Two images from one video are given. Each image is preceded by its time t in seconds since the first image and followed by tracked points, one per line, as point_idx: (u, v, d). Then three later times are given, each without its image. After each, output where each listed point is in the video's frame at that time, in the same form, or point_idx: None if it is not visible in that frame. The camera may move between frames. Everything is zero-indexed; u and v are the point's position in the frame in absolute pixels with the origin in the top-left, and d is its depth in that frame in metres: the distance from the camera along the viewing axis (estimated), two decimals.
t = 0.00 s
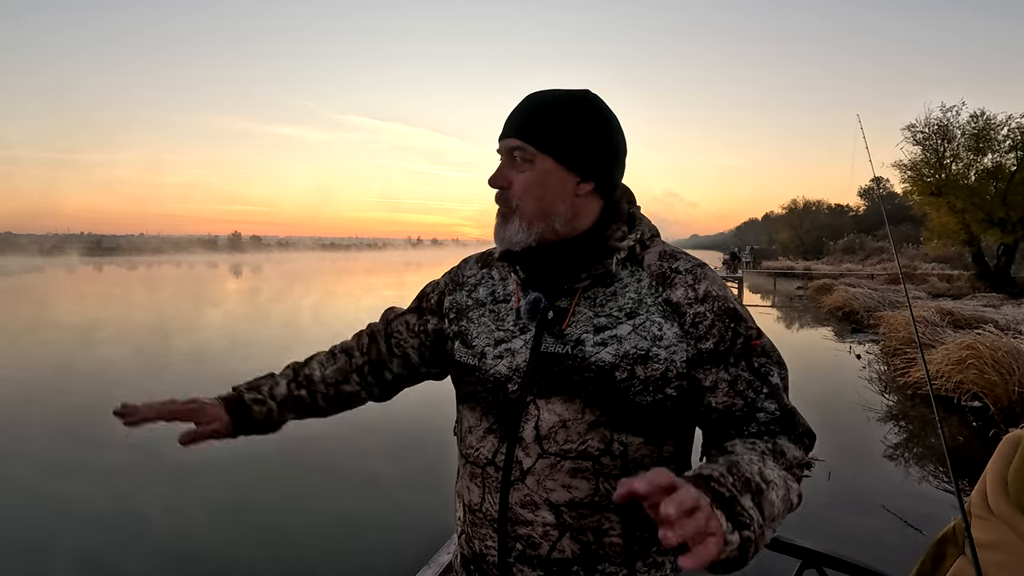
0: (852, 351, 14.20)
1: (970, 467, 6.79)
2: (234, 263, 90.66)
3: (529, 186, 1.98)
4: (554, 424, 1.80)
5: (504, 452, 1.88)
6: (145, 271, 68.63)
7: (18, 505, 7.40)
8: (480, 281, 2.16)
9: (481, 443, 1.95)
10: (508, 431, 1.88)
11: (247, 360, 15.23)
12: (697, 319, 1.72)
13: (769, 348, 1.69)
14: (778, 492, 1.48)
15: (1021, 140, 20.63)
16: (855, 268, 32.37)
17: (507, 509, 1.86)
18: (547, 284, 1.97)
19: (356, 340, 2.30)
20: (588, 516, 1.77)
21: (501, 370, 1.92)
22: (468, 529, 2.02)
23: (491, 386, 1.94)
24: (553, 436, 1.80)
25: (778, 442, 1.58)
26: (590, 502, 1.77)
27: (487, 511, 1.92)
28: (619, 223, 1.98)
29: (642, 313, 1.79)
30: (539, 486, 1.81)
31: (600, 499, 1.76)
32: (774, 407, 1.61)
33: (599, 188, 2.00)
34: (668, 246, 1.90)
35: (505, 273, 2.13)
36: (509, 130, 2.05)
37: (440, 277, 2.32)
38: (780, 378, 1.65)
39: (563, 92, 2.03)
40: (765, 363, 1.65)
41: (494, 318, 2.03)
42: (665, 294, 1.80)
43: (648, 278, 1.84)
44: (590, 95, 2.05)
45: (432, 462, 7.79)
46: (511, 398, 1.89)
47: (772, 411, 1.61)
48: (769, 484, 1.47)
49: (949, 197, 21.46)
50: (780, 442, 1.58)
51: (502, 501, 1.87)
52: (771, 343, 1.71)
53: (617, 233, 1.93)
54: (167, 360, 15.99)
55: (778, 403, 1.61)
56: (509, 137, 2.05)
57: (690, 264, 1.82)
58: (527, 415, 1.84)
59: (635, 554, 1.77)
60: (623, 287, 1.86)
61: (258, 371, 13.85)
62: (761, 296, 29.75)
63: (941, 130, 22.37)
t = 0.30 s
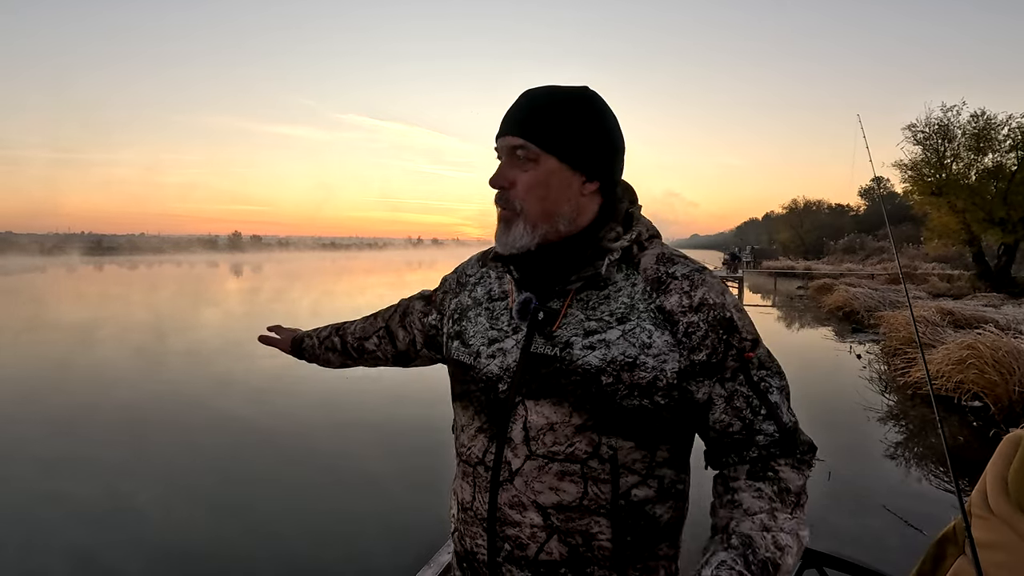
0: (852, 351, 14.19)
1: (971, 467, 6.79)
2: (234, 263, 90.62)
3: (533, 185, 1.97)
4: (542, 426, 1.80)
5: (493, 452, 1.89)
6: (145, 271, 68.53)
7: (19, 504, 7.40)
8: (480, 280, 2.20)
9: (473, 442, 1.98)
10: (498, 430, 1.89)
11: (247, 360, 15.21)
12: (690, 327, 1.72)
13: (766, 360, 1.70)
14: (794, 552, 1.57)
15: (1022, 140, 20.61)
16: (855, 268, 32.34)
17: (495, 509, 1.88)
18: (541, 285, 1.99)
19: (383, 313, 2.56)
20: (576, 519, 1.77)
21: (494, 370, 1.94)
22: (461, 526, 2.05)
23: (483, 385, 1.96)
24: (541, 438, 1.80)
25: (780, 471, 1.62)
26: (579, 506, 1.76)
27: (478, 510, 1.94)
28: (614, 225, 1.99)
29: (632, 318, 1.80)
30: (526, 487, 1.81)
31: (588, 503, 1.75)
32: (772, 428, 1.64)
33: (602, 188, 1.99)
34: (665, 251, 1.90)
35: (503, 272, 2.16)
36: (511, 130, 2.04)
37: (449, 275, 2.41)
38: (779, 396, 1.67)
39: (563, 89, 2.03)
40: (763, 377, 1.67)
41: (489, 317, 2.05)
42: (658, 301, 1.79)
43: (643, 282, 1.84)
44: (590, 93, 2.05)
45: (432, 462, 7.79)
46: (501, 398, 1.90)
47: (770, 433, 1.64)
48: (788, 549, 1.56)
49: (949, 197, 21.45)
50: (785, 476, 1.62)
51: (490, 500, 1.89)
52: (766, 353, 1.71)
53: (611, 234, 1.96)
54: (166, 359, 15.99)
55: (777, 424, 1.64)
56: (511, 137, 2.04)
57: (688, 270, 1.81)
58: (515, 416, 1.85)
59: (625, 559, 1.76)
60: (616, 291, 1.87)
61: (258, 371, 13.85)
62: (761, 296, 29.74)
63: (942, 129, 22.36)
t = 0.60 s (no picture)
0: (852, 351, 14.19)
1: (972, 467, 6.77)
2: (234, 263, 90.62)
3: (570, 183, 1.97)
4: (526, 425, 1.80)
5: (482, 448, 1.92)
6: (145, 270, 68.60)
7: (17, 504, 7.38)
8: (483, 282, 2.23)
9: (465, 438, 2.02)
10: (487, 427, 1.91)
11: (247, 360, 15.19)
12: (673, 328, 1.69)
13: (756, 364, 1.63)
14: (753, 566, 1.46)
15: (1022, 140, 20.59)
16: (855, 268, 32.34)
17: (482, 503, 1.91)
18: (534, 284, 2.01)
19: (401, 317, 2.65)
20: (558, 518, 1.76)
21: (486, 368, 1.96)
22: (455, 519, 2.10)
23: (477, 382, 1.98)
24: (524, 436, 1.80)
25: (755, 482, 1.55)
26: (561, 505, 1.75)
27: (467, 504, 1.98)
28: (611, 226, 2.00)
29: (617, 318, 1.78)
30: (509, 484, 1.83)
31: (570, 503, 1.74)
32: (751, 437, 1.57)
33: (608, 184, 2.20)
34: (657, 250, 1.87)
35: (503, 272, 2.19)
36: (538, 129, 2.01)
37: (457, 279, 2.42)
38: (765, 403, 1.59)
39: (559, 90, 2.08)
40: (751, 383, 1.59)
41: (486, 316, 2.07)
42: (644, 300, 1.77)
43: (630, 281, 1.83)
44: (584, 95, 2.13)
45: (432, 462, 7.78)
46: (491, 396, 1.92)
47: (748, 442, 1.58)
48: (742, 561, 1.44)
49: (950, 197, 21.44)
50: (760, 488, 1.54)
51: (478, 495, 1.92)
52: (755, 357, 1.63)
53: (601, 234, 1.97)
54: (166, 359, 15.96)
55: (756, 434, 1.57)
56: (540, 135, 2.00)
57: (676, 269, 1.78)
58: (503, 413, 1.86)
59: (606, 561, 1.73)
60: (604, 290, 1.85)
61: (258, 371, 13.83)
62: (762, 296, 29.72)
63: (942, 129, 22.35)
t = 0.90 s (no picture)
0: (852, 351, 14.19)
1: (972, 467, 6.77)
2: (235, 263, 90.64)
3: (582, 185, 1.98)
4: (537, 429, 1.79)
5: (490, 454, 1.88)
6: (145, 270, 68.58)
7: (17, 504, 7.36)
8: (476, 283, 2.19)
9: (469, 444, 1.97)
10: (494, 432, 1.88)
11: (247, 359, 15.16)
12: (685, 326, 1.71)
13: (761, 358, 1.68)
14: (768, 553, 1.47)
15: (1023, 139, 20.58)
16: (855, 268, 32.33)
17: (493, 510, 1.87)
18: (537, 287, 1.99)
19: (382, 320, 2.57)
20: (573, 521, 1.75)
21: (490, 372, 1.92)
22: (459, 528, 2.05)
23: (480, 387, 1.94)
24: (536, 440, 1.79)
25: (765, 472, 1.59)
26: (575, 507, 1.75)
27: (475, 512, 1.94)
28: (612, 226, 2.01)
29: (627, 318, 1.79)
30: (522, 490, 1.80)
31: (585, 505, 1.73)
32: (760, 431, 1.61)
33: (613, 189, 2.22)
34: (661, 249, 1.90)
35: (498, 274, 2.16)
36: (550, 128, 2.01)
37: (445, 280, 2.38)
38: (772, 397, 1.64)
39: (564, 89, 2.08)
40: (758, 377, 1.64)
41: (485, 319, 2.03)
42: (652, 300, 1.79)
43: (637, 281, 1.84)
44: (589, 94, 2.12)
45: (432, 462, 7.79)
46: (498, 401, 1.88)
47: (758, 435, 1.61)
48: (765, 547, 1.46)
49: (950, 196, 21.44)
50: (771, 479, 1.58)
51: (488, 502, 1.88)
52: (760, 352, 1.68)
53: (607, 235, 1.97)
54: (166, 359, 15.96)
55: (765, 427, 1.61)
56: (552, 135, 2.00)
57: (683, 267, 1.81)
58: (511, 418, 1.84)
59: (622, 559, 1.74)
60: (611, 291, 1.86)
61: (259, 371, 13.83)
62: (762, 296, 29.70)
63: (942, 129, 22.34)
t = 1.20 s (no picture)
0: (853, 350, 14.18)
1: (973, 467, 6.76)
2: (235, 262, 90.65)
3: (595, 187, 1.97)
4: (556, 430, 1.76)
5: (505, 458, 1.82)
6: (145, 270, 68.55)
7: (17, 504, 7.37)
8: (474, 284, 2.12)
9: (480, 450, 1.89)
10: (508, 436, 1.82)
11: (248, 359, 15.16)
12: (700, 324, 1.75)
13: (766, 355, 1.76)
14: (786, 537, 1.56)
15: None
16: (856, 267, 32.29)
17: (509, 516, 1.80)
18: (547, 287, 1.95)
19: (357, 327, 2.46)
20: (591, 521, 1.73)
21: (500, 374, 1.86)
22: (467, 536, 1.96)
23: (489, 390, 1.87)
24: (555, 441, 1.75)
25: (774, 461, 1.67)
26: (594, 507, 1.73)
27: (489, 519, 1.85)
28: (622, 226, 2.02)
29: (644, 317, 1.79)
30: (541, 492, 1.76)
31: (604, 504, 1.72)
32: (770, 423, 1.68)
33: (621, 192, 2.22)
34: (668, 249, 1.93)
35: (497, 272, 2.10)
36: (565, 128, 1.99)
37: (434, 280, 2.30)
38: (778, 391, 1.71)
39: (577, 89, 2.08)
40: (765, 371, 1.71)
41: (490, 320, 1.96)
42: (667, 299, 1.81)
43: (650, 281, 1.86)
44: (602, 97, 2.12)
45: (432, 462, 7.80)
46: (511, 403, 1.83)
47: (767, 427, 1.68)
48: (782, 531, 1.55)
49: (951, 196, 21.41)
50: (781, 467, 1.66)
51: (503, 508, 1.81)
52: (765, 348, 1.77)
53: (618, 235, 1.97)
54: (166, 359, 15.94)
55: (773, 419, 1.68)
56: (568, 135, 1.98)
57: (692, 267, 1.86)
58: (527, 420, 1.79)
59: (639, 556, 1.74)
60: (624, 290, 1.86)
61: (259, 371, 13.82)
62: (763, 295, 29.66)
63: (943, 128, 22.30)
